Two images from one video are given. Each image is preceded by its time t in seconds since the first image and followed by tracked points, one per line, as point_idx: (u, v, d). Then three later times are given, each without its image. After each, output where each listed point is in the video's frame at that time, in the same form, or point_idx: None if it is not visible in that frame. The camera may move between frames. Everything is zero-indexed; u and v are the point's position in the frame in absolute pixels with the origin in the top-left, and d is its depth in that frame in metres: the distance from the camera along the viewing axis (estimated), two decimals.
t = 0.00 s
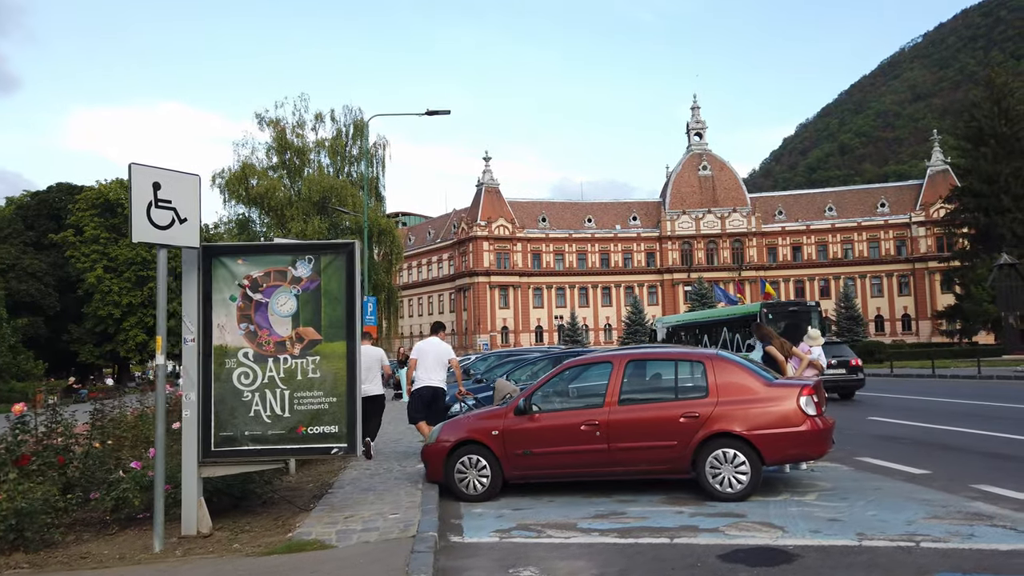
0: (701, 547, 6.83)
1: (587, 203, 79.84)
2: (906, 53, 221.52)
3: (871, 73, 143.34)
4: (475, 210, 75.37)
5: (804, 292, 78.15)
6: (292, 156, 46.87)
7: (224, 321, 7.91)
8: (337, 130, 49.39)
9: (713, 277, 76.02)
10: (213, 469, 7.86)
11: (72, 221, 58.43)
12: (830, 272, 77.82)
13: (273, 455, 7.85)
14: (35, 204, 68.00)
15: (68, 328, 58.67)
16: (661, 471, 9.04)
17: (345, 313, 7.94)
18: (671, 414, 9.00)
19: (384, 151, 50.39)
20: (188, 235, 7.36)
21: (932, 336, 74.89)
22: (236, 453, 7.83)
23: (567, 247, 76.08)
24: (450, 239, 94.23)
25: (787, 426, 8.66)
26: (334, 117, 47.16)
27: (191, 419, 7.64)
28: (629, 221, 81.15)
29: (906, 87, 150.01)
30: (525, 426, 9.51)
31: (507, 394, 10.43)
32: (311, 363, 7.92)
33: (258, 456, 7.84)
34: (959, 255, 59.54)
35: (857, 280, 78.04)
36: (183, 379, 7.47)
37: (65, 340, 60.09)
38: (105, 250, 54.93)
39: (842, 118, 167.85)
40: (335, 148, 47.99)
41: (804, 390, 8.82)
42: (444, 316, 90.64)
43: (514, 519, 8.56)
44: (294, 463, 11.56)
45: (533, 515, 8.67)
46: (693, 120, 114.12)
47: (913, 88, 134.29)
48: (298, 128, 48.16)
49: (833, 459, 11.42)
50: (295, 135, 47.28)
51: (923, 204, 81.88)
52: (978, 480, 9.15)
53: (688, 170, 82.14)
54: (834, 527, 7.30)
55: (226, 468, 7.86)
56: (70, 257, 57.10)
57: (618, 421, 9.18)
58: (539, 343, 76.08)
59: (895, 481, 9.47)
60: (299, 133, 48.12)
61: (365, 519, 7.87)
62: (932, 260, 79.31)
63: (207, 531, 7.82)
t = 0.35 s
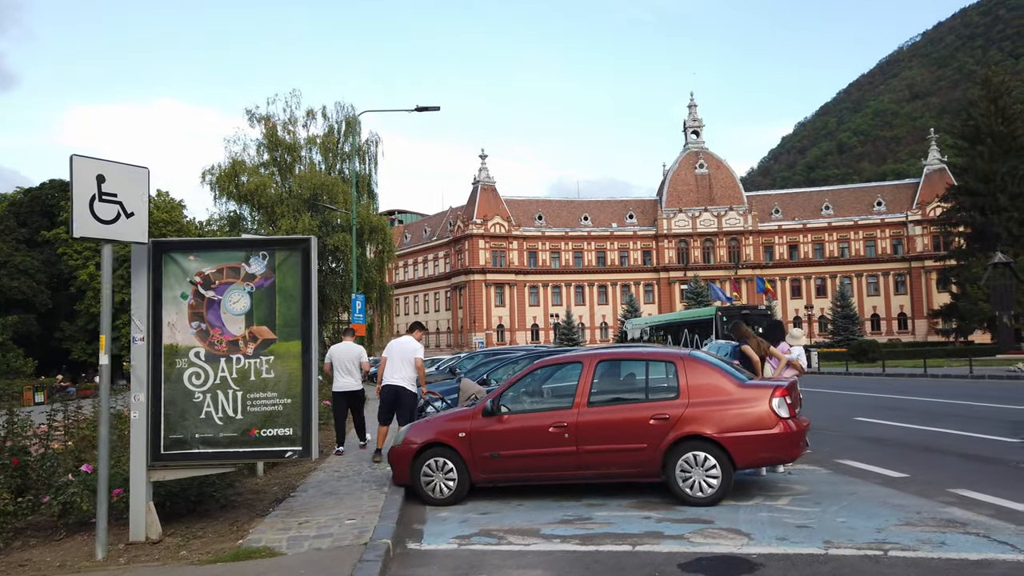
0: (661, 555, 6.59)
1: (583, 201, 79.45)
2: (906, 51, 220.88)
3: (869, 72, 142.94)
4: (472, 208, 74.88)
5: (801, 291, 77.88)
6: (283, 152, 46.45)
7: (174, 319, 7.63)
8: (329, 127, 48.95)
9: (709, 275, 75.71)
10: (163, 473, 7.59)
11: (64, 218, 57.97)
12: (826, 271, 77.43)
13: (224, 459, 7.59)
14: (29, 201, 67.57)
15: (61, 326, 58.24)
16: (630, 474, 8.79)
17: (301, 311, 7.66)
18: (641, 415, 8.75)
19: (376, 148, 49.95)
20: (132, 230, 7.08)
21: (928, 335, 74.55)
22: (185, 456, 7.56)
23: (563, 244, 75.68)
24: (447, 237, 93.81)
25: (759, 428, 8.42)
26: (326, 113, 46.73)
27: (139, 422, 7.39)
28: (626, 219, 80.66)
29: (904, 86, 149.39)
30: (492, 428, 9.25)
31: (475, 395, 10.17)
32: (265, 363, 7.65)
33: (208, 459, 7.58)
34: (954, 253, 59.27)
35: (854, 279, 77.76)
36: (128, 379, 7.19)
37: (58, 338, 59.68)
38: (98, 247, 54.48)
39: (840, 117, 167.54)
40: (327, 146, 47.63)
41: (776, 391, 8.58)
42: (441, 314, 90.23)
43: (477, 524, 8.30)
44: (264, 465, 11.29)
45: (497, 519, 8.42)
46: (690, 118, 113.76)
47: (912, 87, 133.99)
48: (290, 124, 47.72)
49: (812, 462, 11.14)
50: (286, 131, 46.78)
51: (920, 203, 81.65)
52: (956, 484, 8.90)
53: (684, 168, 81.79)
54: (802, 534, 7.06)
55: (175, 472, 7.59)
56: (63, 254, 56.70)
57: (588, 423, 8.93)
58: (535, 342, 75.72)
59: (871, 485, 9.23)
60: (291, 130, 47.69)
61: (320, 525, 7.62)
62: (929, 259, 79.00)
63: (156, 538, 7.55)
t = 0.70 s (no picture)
0: (617, 570, 6.34)
1: (579, 201, 79.19)
2: (905, 51, 220.33)
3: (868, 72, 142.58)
4: (467, 208, 74.60)
5: (797, 292, 77.68)
6: (273, 152, 46.08)
7: (119, 324, 7.36)
8: (320, 126, 48.67)
9: (705, 276, 75.44)
10: (107, 483, 7.32)
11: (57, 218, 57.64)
12: (822, 271, 77.15)
13: (170, 468, 7.33)
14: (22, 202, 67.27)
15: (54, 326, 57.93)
16: (597, 482, 8.53)
17: (251, 315, 7.40)
18: (608, 422, 8.50)
19: (369, 147, 49.64)
20: (74, 231, 6.84)
21: (925, 335, 74.28)
22: (130, 465, 7.30)
23: (559, 245, 75.38)
24: (442, 238, 93.56)
25: (728, 436, 8.18)
26: (317, 113, 46.44)
27: (82, 431, 7.13)
28: (622, 220, 80.35)
29: (902, 87, 149.15)
30: (455, 434, 8.98)
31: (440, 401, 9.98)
32: (213, 369, 7.37)
33: (154, 469, 7.32)
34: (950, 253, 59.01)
35: (849, 279, 77.49)
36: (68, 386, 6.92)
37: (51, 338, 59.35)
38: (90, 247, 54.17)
39: (838, 117, 167.33)
40: (318, 145, 47.35)
41: (746, 397, 8.33)
42: (437, 314, 89.91)
43: (435, 535, 8.04)
44: (229, 473, 11.05)
45: (457, 529, 8.16)
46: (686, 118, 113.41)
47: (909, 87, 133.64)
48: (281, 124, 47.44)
49: (789, 468, 10.88)
50: (277, 131, 46.42)
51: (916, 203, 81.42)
52: (932, 492, 8.65)
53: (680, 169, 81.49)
54: (765, 545, 6.81)
55: (120, 483, 7.32)
56: (55, 254, 56.37)
57: (554, 429, 8.66)
58: (531, 342, 75.46)
59: (844, 493, 9.00)
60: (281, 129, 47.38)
61: (269, 537, 7.36)
62: (925, 259, 78.64)
63: (100, 550, 7.29)
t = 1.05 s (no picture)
0: None
1: (570, 202, 78.97)
2: (897, 53, 220.77)
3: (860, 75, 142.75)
4: (458, 209, 74.37)
5: (788, 293, 77.64)
6: (259, 152, 45.73)
7: (57, 324, 7.13)
8: (308, 127, 48.43)
9: (696, 277, 75.35)
10: (44, 489, 7.07)
11: (43, 218, 57.07)
12: (813, 273, 77.11)
13: (110, 473, 7.09)
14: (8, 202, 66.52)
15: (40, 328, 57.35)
16: (556, 487, 8.32)
17: (194, 315, 7.18)
18: (567, 425, 8.30)
19: (357, 147, 49.26)
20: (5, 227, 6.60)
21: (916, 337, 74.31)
22: (68, 470, 7.06)
23: (550, 246, 75.18)
24: (434, 239, 93.23)
25: (688, 439, 8.00)
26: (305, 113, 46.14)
27: (17, 435, 6.90)
28: (614, 221, 80.18)
29: (895, 89, 149.44)
30: (413, 438, 8.76)
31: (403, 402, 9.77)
32: (154, 370, 7.15)
33: (92, 474, 7.08)
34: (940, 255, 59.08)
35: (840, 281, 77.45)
36: None
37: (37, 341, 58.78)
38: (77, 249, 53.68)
39: (831, 118, 167.45)
40: (305, 145, 47.09)
41: (707, 399, 8.17)
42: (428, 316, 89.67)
43: (388, 542, 7.83)
44: (188, 477, 10.83)
45: (410, 536, 7.94)
46: (678, 120, 113.41)
47: (901, 89, 133.96)
48: (268, 124, 47.16)
49: (758, 471, 10.72)
50: (263, 131, 46.13)
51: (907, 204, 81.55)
52: (895, 496, 8.53)
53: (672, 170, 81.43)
54: (719, 553, 6.62)
55: (58, 488, 7.08)
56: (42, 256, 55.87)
57: (512, 432, 8.46)
58: (522, 344, 75.18)
59: (809, 497, 8.83)
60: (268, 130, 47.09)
61: (211, 546, 7.12)
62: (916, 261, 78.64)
63: (37, 558, 7.04)
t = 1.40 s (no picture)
0: None
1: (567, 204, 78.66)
2: (896, 56, 220.46)
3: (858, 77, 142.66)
4: (455, 210, 74.08)
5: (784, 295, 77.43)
6: (250, 153, 45.55)
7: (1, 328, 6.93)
8: (299, 127, 48.18)
9: (692, 279, 75.11)
10: None
11: (36, 219, 56.70)
12: (810, 275, 76.90)
13: (54, 481, 6.88)
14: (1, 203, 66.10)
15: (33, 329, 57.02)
16: (520, 494, 8.13)
17: (143, 319, 6.99)
18: (531, 431, 8.11)
19: (349, 148, 49.05)
20: None
21: (912, 338, 74.09)
22: (13, 478, 6.85)
23: (547, 248, 74.92)
24: (430, 240, 93.05)
25: (654, 445, 7.82)
26: (297, 114, 45.90)
27: None
28: (611, 223, 79.91)
29: (892, 91, 149.36)
30: (375, 444, 8.56)
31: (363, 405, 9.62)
32: (101, 376, 6.95)
33: (37, 482, 6.87)
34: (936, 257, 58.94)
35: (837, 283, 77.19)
36: None
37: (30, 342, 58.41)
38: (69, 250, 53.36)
39: (829, 120, 167.32)
40: (298, 146, 46.89)
41: (673, 405, 7.99)
42: (424, 317, 89.49)
43: (345, 551, 7.62)
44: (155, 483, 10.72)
45: (368, 545, 7.73)
46: (675, 121, 113.29)
47: (899, 91, 133.85)
48: (259, 125, 46.93)
49: (732, 477, 10.54)
50: (255, 132, 45.88)
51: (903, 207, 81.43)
52: (868, 504, 8.30)
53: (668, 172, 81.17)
54: (679, 563, 6.43)
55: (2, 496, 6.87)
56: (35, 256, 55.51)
57: (476, 439, 8.26)
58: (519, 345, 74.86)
59: (779, 504, 8.64)
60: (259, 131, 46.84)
61: (159, 557, 6.92)
62: (912, 263, 78.39)
63: None
